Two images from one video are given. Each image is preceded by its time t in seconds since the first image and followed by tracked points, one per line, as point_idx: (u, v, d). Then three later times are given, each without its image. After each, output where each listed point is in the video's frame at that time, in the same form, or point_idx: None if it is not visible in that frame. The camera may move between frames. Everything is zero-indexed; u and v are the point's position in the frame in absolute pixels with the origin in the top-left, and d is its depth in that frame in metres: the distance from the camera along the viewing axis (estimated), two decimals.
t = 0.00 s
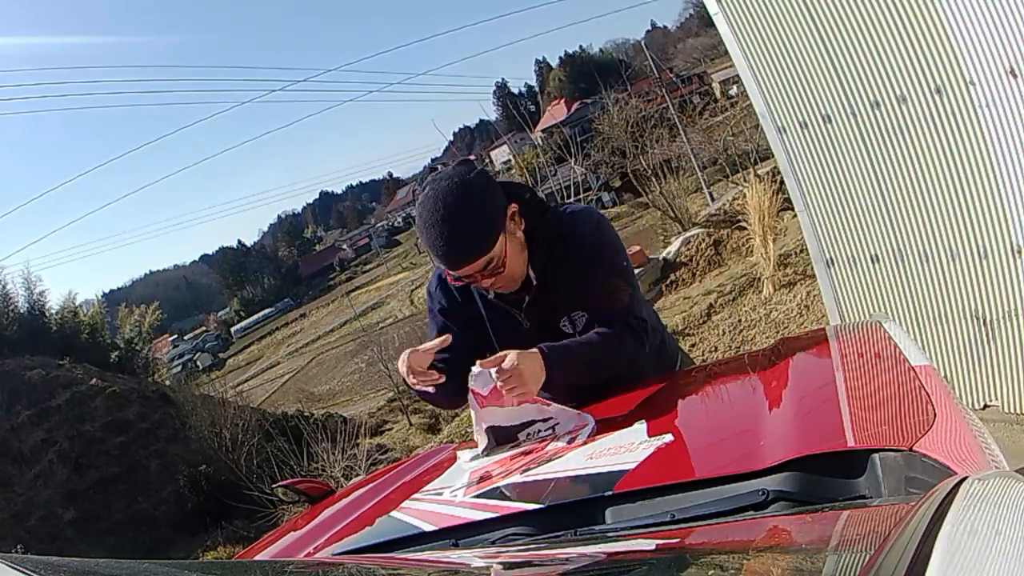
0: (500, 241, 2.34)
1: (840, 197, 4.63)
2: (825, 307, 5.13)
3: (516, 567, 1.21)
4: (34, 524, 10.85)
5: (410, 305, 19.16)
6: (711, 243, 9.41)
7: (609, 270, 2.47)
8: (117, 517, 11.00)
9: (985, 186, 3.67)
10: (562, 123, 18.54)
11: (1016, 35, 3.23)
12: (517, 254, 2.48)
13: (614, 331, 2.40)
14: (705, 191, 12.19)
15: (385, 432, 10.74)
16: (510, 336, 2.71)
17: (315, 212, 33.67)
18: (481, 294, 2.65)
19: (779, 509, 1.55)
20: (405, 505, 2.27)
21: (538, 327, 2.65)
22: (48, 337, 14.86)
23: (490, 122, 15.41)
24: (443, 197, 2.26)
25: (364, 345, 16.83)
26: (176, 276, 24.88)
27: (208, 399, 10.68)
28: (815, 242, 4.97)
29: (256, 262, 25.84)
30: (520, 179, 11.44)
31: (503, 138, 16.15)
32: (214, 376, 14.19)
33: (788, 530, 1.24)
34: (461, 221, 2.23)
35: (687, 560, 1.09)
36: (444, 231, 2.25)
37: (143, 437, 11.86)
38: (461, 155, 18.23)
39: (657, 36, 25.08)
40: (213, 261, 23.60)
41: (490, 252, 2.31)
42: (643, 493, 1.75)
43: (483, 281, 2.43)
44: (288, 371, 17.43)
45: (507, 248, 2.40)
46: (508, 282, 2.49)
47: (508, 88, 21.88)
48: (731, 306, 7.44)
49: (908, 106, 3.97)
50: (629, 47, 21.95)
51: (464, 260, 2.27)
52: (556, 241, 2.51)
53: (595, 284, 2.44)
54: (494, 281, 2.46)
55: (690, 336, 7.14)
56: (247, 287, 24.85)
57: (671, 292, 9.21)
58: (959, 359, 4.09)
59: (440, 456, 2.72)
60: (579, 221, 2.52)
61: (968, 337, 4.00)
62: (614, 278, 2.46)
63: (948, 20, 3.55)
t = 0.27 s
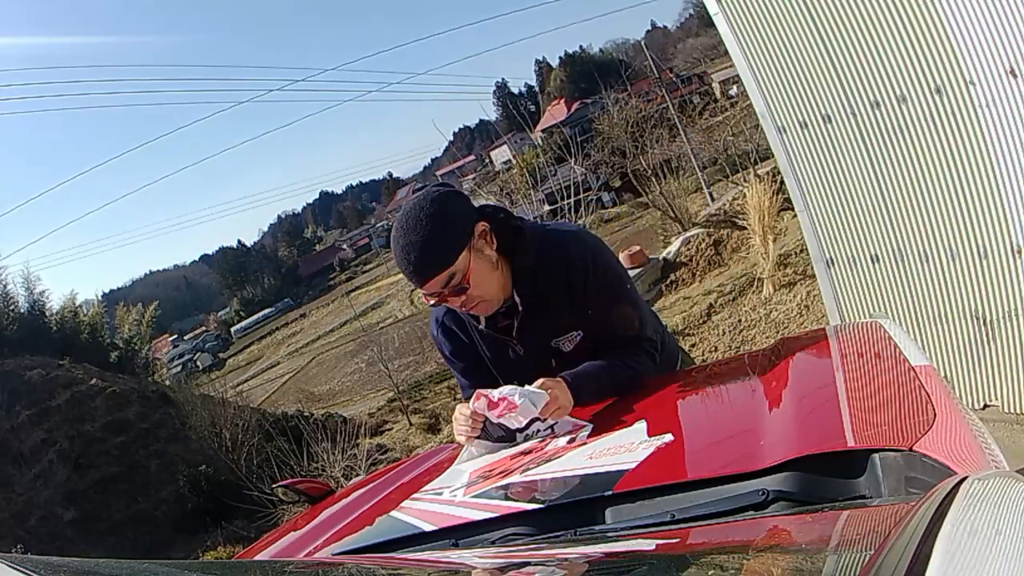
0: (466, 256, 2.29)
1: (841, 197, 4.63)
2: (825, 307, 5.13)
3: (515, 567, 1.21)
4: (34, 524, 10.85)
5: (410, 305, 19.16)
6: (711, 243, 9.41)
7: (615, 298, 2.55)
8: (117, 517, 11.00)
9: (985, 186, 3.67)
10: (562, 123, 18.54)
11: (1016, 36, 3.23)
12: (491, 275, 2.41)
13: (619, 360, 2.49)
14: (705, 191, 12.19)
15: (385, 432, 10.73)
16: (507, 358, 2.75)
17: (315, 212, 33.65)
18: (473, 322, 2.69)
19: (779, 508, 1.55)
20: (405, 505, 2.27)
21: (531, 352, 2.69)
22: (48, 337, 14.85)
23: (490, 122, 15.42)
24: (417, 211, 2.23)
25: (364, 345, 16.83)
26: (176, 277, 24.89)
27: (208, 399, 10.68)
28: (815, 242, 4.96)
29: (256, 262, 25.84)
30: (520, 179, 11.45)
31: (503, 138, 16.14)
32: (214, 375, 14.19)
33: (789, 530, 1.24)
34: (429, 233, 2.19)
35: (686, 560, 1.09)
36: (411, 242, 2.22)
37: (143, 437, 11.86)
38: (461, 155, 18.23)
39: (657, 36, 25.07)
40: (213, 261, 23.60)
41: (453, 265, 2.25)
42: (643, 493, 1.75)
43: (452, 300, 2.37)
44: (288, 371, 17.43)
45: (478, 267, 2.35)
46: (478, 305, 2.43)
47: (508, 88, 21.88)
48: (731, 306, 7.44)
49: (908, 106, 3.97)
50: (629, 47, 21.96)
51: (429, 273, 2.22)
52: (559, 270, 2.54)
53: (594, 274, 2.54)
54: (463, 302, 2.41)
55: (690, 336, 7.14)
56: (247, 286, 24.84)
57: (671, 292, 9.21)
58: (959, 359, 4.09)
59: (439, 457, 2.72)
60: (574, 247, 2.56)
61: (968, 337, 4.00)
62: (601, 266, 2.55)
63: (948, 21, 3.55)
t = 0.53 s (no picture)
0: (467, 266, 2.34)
1: (841, 197, 4.63)
2: (825, 307, 5.13)
3: (515, 567, 1.21)
4: (34, 524, 10.84)
5: (410, 305, 19.17)
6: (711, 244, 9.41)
7: (601, 307, 2.51)
8: (117, 517, 11.00)
9: (984, 186, 3.67)
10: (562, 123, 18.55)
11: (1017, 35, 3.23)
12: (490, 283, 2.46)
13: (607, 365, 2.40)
14: (705, 191, 12.20)
15: (385, 432, 10.73)
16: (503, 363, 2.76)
17: (315, 212, 33.64)
18: (466, 327, 2.68)
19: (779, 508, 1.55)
20: (405, 505, 2.27)
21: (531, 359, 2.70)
22: (48, 337, 14.85)
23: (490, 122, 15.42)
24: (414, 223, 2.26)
25: (364, 345, 16.83)
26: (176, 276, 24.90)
27: (208, 399, 10.68)
28: (815, 242, 4.96)
29: (256, 261, 25.84)
30: (519, 178, 11.45)
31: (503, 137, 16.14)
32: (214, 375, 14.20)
33: (789, 530, 1.24)
34: (431, 245, 2.22)
35: (686, 560, 1.09)
36: (412, 256, 2.25)
37: (143, 437, 11.86)
38: (461, 155, 18.23)
39: (657, 36, 25.07)
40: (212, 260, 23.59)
41: (456, 276, 2.30)
42: (643, 493, 1.75)
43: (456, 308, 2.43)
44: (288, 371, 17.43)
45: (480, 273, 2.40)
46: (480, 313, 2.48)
47: (508, 88, 21.88)
48: (731, 306, 7.44)
49: (909, 106, 3.96)
50: (629, 47, 21.96)
51: (432, 286, 2.27)
52: (550, 276, 2.53)
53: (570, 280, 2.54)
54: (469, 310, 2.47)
55: (690, 336, 7.13)
56: (247, 286, 24.84)
57: (671, 292, 9.21)
58: (959, 359, 4.09)
59: (439, 457, 2.72)
60: (563, 253, 2.57)
61: (968, 337, 4.00)
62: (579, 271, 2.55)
63: (948, 21, 3.55)
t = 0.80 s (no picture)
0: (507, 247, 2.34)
1: (841, 197, 4.63)
2: (825, 307, 5.13)
3: (515, 567, 1.21)
4: (34, 524, 10.84)
5: (410, 306, 19.19)
6: (711, 244, 9.40)
7: (617, 302, 2.50)
8: (117, 517, 11.00)
9: (985, 186, 3.67)
10: (562, 123, 18.56)
11: (1016, 35, 3.24)
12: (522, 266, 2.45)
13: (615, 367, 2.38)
14: (705, 191, 12.20)
15: (385, 432, 10.73)
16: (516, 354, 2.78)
17: (315, 212, 33.65)
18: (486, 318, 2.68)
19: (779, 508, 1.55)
20: (405, 505, 2.27)
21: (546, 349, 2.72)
22: (48, 337, 14.86)
23: (490, 122, 15.42)
24: (452, 201, 2.26)
25: (364, 345, 16.83)
26: (177, 276, 24.91)
27: (208, 399, 10.70)
28: (815, 242, 4.96)
29: (256, 261, 25.86)
30: (520, 179, 11.47)
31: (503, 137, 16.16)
32: (214, 375, 14.20)
33: (789, 530, 1.24)
34: (466, 223, 2.23)
35: (685, 561, 1.09)
36: (451, 232, 2.24)
37: (143, 437, 11.87)
38: (461, 155, 18.24)
39: (657, 36, 25.08)
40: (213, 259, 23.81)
41: (496, 256, 2.31)
42: (642, 493, 1.75)
43: (489, 293, 2.41)
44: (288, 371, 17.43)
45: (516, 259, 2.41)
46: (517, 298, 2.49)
47: (508, 88, 21.89)
48: (731, 306, 7.45)
49: (909, 106, 3.96)
50: (629, 47, 21.97)
51: (469, 265, 2.27)
52: (563, 272, 2.52)
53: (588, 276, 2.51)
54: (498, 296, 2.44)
55: (690, 336, 7.13)
56: (247, 286, 24.93)
57: (671, 292, 9.23)
58: (959, 359, 4.09)
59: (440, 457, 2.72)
60: (587, 246, 2.55)
61: (968, 337, 4.00)
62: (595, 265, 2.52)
63: (948, 22, 3.55)
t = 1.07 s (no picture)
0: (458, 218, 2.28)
1: (841, 197, 4.63)
2: (825, 306, 5.13)
3: (516, 567, 1.21)
4: (33, 524, 10.82)
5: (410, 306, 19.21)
6: (711, 244, 9.39)
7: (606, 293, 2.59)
8: (117, 517, 11.00)
9: (985, 187, 3.67)
10: (562, 123, 18.57)
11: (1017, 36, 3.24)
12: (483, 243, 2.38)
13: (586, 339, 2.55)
14: (705, 191, 12.20)
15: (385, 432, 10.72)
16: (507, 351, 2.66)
17: (315, 212, 33.67)
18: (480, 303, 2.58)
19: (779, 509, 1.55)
20: (405, 505, 2.27)
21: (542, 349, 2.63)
22: (48, 336, 14.84)
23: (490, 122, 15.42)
24: (414, 184, 2.22)
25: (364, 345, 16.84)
26: (177, 276, 24.93)
27: (208, 399, 10.70)
28: (815, 242, 4.96)
29: (257, 261, 25.85)
30: (520, 179, 11.48)
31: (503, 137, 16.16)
32: (215, 376, 14.21)
33: (789, 530, 1.24)
34: (423, 200, 2.19)
35: (686, 561, 1.08)
36: (414, 208, 2.20)
37: (143, 437, 11.89)
38: (460, 156, 18.24)
39: (657, 36, 25.10)
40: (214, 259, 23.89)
41: (447, 230, 2.26)
42: (642, 493, 1.76)
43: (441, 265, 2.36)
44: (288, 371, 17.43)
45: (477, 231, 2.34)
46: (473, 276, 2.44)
47: (508, 88, 21.90)
48: (731, 306, 7.45)
49: (909, 106, 3.96)
50: (629, 47, 21.98)
51: (420, 237, 2.23)
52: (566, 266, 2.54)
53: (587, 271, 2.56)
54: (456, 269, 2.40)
55: (690, 336, 7.12)
56: (247, 286, 24.95)
57: (671, 292, 9.24)
58: (959, 359, 4.10)
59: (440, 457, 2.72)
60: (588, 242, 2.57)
61: (968, 337, 4.00)
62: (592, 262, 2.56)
63: (949, 22, 3.55)
